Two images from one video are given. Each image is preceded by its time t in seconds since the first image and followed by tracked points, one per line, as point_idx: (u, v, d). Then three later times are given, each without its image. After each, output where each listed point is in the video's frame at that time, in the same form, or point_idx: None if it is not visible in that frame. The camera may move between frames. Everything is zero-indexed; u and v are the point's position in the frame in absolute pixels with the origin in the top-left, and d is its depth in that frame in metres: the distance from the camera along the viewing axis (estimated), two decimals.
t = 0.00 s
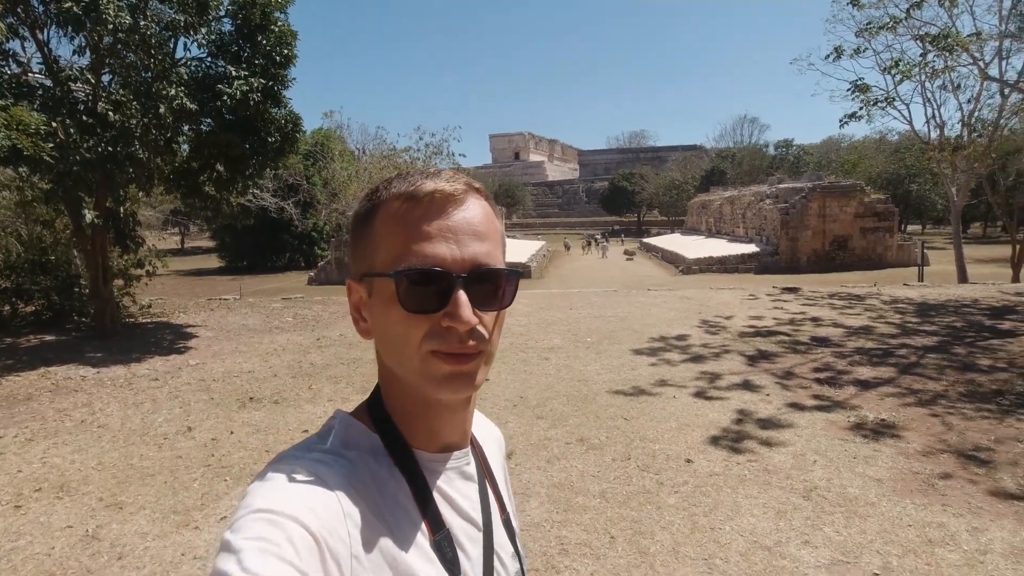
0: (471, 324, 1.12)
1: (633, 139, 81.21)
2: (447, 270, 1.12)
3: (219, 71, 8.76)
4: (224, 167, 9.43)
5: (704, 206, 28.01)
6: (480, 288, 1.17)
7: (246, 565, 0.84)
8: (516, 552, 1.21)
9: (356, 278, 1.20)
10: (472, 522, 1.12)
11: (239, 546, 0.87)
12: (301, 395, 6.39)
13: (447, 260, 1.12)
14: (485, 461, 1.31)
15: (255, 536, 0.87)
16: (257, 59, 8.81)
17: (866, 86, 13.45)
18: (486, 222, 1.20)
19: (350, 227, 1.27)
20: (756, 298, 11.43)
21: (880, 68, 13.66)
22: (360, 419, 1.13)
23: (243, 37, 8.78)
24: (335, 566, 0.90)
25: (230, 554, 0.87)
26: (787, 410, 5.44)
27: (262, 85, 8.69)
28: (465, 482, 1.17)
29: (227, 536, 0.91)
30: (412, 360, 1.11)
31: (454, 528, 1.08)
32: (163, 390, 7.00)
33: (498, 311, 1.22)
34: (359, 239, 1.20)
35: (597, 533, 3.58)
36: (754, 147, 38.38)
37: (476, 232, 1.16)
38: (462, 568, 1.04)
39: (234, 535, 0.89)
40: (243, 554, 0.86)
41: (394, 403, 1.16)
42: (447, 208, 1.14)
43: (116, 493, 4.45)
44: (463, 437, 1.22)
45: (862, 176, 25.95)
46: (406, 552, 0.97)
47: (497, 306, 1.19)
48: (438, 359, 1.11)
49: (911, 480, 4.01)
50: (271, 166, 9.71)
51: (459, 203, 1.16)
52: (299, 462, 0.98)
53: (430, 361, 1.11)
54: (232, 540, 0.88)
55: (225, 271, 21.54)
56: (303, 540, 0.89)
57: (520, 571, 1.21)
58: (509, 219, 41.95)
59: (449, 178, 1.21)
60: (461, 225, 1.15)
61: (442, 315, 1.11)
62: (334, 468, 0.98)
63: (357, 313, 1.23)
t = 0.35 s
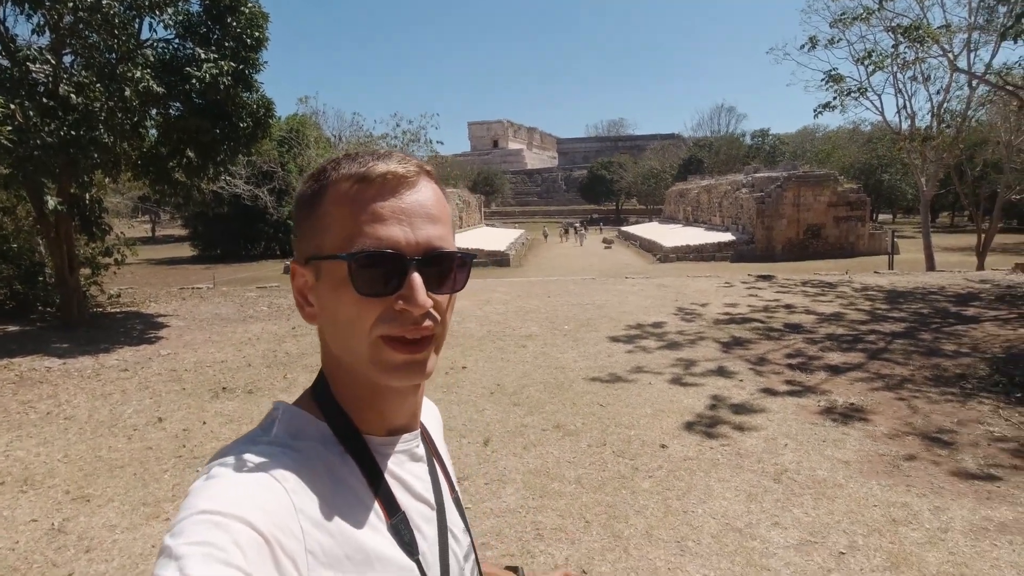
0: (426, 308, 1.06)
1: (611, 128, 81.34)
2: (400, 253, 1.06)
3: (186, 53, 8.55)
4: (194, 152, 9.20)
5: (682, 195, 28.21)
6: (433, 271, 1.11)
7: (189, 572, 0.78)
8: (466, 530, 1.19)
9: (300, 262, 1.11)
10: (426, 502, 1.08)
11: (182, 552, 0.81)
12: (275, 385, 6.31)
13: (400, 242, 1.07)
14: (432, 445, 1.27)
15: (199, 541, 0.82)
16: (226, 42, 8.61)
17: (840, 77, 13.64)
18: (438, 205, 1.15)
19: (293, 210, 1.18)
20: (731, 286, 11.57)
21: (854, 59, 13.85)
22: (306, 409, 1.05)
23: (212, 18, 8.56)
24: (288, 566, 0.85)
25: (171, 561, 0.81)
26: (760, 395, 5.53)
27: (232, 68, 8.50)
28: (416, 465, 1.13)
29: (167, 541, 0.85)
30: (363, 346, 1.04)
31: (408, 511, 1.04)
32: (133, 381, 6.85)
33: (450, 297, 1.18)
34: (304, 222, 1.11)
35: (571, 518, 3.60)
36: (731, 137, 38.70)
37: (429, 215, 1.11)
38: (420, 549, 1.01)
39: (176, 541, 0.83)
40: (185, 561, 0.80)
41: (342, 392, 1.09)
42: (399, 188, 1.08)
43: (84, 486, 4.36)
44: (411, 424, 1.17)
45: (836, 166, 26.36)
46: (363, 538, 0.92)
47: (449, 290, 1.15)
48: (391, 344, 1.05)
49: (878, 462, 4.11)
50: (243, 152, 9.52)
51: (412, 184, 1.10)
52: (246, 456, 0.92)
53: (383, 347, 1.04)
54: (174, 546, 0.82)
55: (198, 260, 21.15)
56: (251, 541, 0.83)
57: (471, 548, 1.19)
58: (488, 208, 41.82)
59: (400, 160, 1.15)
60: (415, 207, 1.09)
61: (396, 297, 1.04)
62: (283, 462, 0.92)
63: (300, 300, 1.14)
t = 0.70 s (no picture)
0: (402, 296, 1.03)
1: (613, 111, 80.70)
2: (374, 240, 1.01)
3: (182, 36, 8.46)
4: (192, 137, 9.13)
5: (684, 178, 28.03)
6: (408, 258, 1.08)
7: None
8: (447, 510, 1.18)
9: (270, 248, 1.06)
10: (408, 487, 1.07)
11: (152, 560, 0.75)
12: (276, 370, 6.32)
13: (374, 230, 1.02)
14: (410, 427, 1.25)
15: (172, 546, 0.76)
16: (222, 24, 8.49)
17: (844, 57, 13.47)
18: (413, 188, 1.10)
19: (260, 193, 1.12)
20: (733, 270, 11.53)
21: (859, 39, 13.67)
22: (281, 401, 1.02)
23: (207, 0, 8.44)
24: (269, 566, 0.81)
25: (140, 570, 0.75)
26: (760, 378, 5.52)
27: (228, 52, 8.41)
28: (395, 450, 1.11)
29: (135, 549, 0.79)
30: (338, 337, 1.00)
31: (391, 497, 1.02)
32: (134, 366, 6.87)
33: (427, 284, 1.14)
34: (273, 206, 1.06)
35: (571, 502, 3.61)
36: (734, 119, 38.36)
37: (403, 199, 1.07)
38: (405, 536, 0.99)
39: (145, 549, 0.77)
40: (154, 568, 0.74)
41: (316, 382, 1.05)
42: (372, 172, 1.03)
43: (86, 471, 4.38)
44: (389, 411, 1.14)
45: (839, 149, 26.16)
46: (346, 528, 0.89)
47: (426, 277, 1.11)
48: (366, 335, 1.01)
49: (877, 446, 4.11)
50: (241, 137, 9.46)
51: (385, 167, 1.05)
52: (217, 455, 0.88)
53: (358, 337, 1.00)
54: (142, 555, 0.76)
55: (199, 246, 21.13)
56: (227, 544, 0.79)
57: (452, 528, 1.19)
58: (489, 192, 41.65)
59: (372, 142, 1.10)
60: (388, 191, 1.04)
61: (371, 287, 1.00)
62: (257, 458, 0.88)
63: (270, 289, 1.09)
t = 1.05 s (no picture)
0: (410, 297, 1.03)
1: (624, 99, 80.01)
2: (382, 240, 1.02)
3: (193, 26, 8.48)
4: (204, 128, 9.17)
5: (696, 166, 27.77)
6: (416, 257, 1.08)
7: None
8: (454, 504, 1.20)
9: (277, 247, 1.07)
10: (415, 481, 1.08)
11: (168, 563, 0.75)
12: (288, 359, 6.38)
13: (382, 229, 1.02)
14: (415, 422, 1.26)
15: (187, 548, 0.76)
16: (232, 14, 8.48)
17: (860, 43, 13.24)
18: (420, 187, 1.10)
19: (267, 191, 1.13)
20: (744, 259, 11.45)
21: (876, 24, 13.43)
22: (289, 398, 1.03)
23: None
24: (284, 564, 0.81)
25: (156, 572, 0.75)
26: (771, 369, 5.50)
27: (238, 42, 8.42)
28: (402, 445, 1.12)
29: (150, 554, 0.79)
30: (346, 337, 1.01)
31: (399, 492, 1.03)
32: (149, 355, 6.96)
33: (434, 282, 1.15)
34: (280, 205, 1.07)
35: (580, 491, 3.63)
36: (747, 107, 37.92)
37: (411, 199, 1.07)
38: (416, 530, 1.00)
39: (161, 553, 0.77)
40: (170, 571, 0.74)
41: (324, 381, 1.06)
42: (379, 172, 1.04)
43: (103, 458, 4.45)
44: (396, 406, 1.15)
45: (854, 136, 25.81)
46: (358, 524, 0.90)
47: (433, 275, 1.12)
48: (374, 333, 1.01)
49: (889, 437, 4.08)
50: (252, 127, 9.49)
51: (393, 167, 1.06)
52: (230, 455, 0.88)
53: (366, 337, 1.01)
54: (158, 559, 0.76)
55: (212, 236, 21.28)
56: (242, 545, 0.79)
57: (460, 521, 1.20)
58: (499, 181, 41.56)
59: (380, 140, 1.10)
60: (396, 191, 1.05)
61: (378, 287, 1.01)
62: (268, 457, 0.88)
63: (278, 286, 1.10)
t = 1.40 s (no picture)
0: (420, 292, 1.03)
1: (633, 92, 79.49)
2: (391, 235, 1.02)
3: (202, 22, 8.50)
4: (213, 124, 9.21)
5: (705, 160, 27.58)
6: (426, 251, 1.08)
7: None
8: (469, 499, 1.20)
9: (286, 243, 1.07)
10: (429, 478, 1.08)
11: (177, 566, 0.76)
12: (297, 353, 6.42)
13: (390, 223, 1.02)
14: (428, 416, 1.26)
15: (196, 551, 0.77)
16: (241, 10, 8.50)
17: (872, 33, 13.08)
18: (428, 180, 1.10)
19: (274, 186, 1.13)
20: (754, 253, 11.37)
21: (888, 13, 13.24)
22: (300, 396, 1.03)
23: None
24: (293, 566, 0.81)
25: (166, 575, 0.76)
26: (781, 363, 5.47)
27: (246, 37, 8.44)
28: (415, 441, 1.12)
29: (162, 556, 0.80)
30: (356, 332, 1.01)
31: (413, 490, 1.03)
32: (161, 350, 7.03)
33: (445, 276, 1.14)
34: (288, 200, 1.07)
35: (590, 486, 3.63)
36: (757, 99, 37.56)
37: (419, 191, 1.06)
38: (429, 528, 1.00)
39: (171, 555, 0.78)
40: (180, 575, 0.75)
41: (334, 376, 1.06)
42: (386, 165, 1.03)
43: (117, 452, 4.51)
44: (408, 401, 1.15)
45: (866, 128, 25.53)
46: (369, 523, 0.90)
47: (443, 269, 1.11)
48: (385, 329, 1.01)
49: (902, 432, 4.05)
50: (261, 123, 9.54)
51: (400, 160, 1.05)
52: (240, 455, 0.88)
53: (376, 332, 1.01)
54: (167, 562, 0.77)
55: (222, 231, 21.42)
56: (250, 548, 0.79)
57: (475, 518, 1.20)
58: (507, 176, 41.49)
59: (387, 133, 1.10)
60: (403, 183, 1.04)
61: (388, 283, 1.01)
62: (278, 457, 0.88)
63: (287, 283, 1.10)
